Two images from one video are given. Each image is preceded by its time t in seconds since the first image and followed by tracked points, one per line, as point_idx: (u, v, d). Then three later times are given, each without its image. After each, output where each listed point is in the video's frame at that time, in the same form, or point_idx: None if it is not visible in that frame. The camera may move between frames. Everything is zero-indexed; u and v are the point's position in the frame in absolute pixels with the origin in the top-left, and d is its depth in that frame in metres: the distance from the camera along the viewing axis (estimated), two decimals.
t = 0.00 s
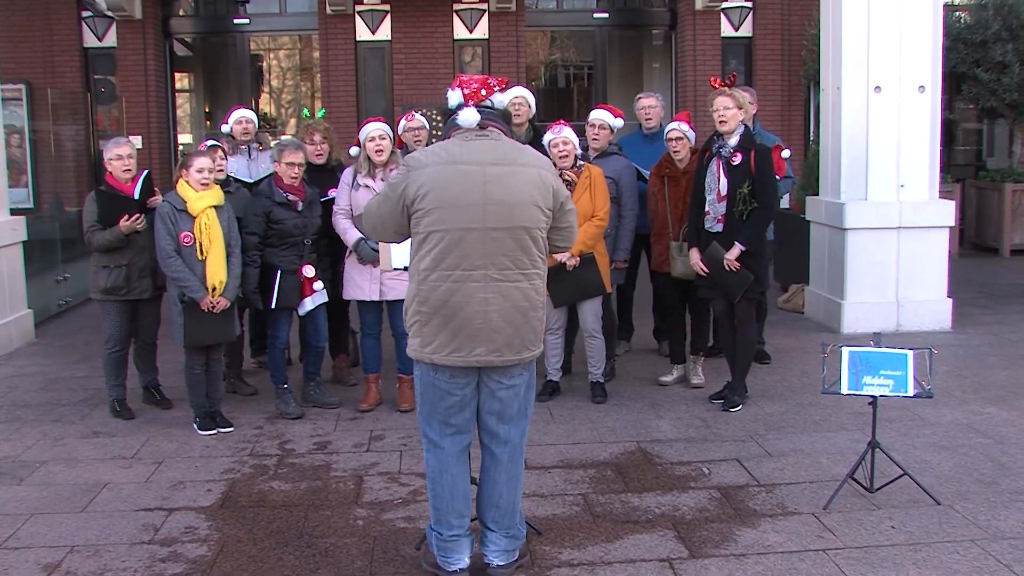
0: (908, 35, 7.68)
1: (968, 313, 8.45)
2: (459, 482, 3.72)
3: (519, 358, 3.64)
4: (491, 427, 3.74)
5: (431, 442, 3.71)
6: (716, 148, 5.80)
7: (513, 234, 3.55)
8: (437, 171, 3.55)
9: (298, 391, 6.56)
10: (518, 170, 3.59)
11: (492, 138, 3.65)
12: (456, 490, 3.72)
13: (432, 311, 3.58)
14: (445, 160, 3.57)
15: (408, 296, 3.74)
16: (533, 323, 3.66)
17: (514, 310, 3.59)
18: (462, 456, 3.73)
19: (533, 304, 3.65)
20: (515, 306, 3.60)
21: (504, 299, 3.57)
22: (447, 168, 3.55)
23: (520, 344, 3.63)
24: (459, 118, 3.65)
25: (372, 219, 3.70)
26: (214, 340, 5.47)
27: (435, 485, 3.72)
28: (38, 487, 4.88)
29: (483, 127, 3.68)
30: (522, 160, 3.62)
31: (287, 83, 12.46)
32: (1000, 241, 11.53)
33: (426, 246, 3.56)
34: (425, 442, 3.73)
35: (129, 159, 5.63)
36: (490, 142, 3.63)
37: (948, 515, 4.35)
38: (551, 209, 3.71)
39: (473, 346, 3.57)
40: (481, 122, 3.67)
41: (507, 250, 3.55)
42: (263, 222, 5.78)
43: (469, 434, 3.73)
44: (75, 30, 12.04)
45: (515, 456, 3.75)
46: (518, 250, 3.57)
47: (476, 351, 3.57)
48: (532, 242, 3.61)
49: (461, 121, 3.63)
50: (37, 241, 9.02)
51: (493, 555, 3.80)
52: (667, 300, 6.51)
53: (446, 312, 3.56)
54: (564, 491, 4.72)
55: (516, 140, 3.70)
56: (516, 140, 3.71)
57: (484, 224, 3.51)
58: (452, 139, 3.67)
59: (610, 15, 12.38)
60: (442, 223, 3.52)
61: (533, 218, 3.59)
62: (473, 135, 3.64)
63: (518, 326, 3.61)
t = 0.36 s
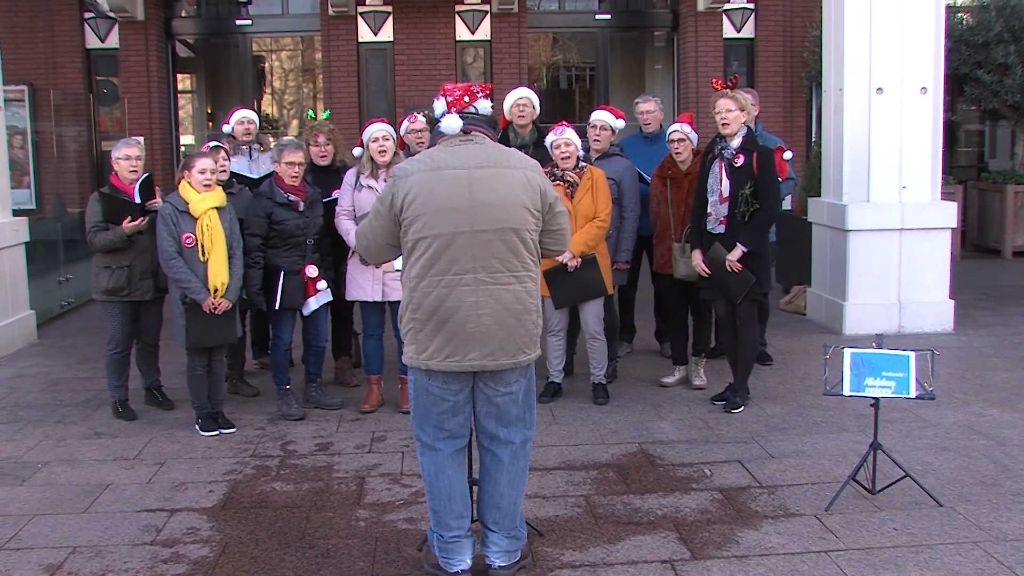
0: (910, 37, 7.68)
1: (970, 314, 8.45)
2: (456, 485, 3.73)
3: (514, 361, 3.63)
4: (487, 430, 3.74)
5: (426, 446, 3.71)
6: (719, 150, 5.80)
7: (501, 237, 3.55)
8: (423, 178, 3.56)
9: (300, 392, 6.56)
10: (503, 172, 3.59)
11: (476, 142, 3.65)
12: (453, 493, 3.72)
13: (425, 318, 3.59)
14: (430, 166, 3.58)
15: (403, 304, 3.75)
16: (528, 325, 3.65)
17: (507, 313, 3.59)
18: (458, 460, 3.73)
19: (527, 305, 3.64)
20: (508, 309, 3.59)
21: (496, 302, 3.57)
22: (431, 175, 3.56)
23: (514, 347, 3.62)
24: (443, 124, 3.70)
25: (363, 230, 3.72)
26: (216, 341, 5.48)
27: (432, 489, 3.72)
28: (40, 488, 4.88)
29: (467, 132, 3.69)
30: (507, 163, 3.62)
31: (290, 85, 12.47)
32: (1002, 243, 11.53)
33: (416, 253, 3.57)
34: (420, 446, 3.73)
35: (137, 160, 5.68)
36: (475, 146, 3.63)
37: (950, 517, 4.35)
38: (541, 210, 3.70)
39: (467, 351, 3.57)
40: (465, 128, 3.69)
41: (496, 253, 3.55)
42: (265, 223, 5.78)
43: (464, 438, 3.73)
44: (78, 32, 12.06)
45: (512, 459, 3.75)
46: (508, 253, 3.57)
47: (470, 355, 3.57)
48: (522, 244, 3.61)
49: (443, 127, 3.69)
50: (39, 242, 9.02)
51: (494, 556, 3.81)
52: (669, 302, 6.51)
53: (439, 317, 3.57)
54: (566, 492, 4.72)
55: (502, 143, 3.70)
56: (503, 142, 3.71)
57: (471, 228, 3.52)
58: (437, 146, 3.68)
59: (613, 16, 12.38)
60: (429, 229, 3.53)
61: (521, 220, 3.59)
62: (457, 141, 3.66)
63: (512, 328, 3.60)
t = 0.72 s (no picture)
0: (911, 35, 7.67)
1: (970, 313, 8.45)
2: (457, 479, 3.72)
3: (506, 356, 3.63)
4: (486, 424, 3.73)
5: (427, 439, 3.71)
6: (719, 147, 5.79)
7: (493, 232, 3.54)
8: (415, 172, 3.56)
9: (300, 388, 6.56)
10: (496, 167, 3.58)
11: (470, 136, 3.65)
12: (454, 487, 3.72)
13: (417, 312, 3.59)
14: (423, 160, 3.57)
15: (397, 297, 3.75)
16: (520, 320, 3.64)
17: (498, 308, 3.59)
18: (459, 454, 3.73)
19: (519, 300, 3.64)
20: (500, 304, 3.59)
21: (487, 297, 3.57)
22: (424, 168, 3.55)
23: (506, 341, 3.61)
24: (436, 118, 3.66)
25: (354, 221, 3.72)
26: (216, 337, 5.47)
27: (433, 482, 3.72)
28: (40, 483, 4.88)
29: (461, 125, 3.70)
30: (501, 157, 3.61)
31: (290, 81, 12.46)
32: (1002, 241, 11.53)
33: (408, 247, 3.58)
34: (421, 439, 3.73)
35: (136, 156, 5.67)
36: (468, 140, 3.62)
37: (949, 515, 4.35)
38: (534, 205, 3.69)
39: (458, 346, 3.57)
40: (458, 121, 3.68)
41: (488, 248, 3.54)
42: (265, 219, 5.78)
43: (464, 432, 3.73)
44: (78, 27, 12.05)
45: (512, 453, 3.75)
46: (500, 248, 3.56)
47: (461, 350, 3.57)
48: (514, 239, 3.60)
49: (438, 120, 3.64)
50: (39, 237, 9.02)
51: (493, 552, 3.80)
52: (668, 299, 6.51)
53: (430, 312, 3.57)
54: (565, 489, 4.72)
55: (497, 136, 3.69)
56: (497, 136, 3.70)
57: (462, 223, 3.51)
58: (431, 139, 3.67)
59: (613, 13, 12.37)
60: (421, 223, 3.53)
61: (513, 215, 3.58)
62: (451, 134, 3.65)
63: (503, 323, 3.60)
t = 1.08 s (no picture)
0: (909, 35, 7.68)
1: (967, 313, 8.46)
2: (452, 481, 3.72)
3: (499, 358, 3.62)
4: (480, 426, 3.73)
5: (420, 442, 3.71)
6: (717, 147, 5.79)
7: (491, 233, 3.54)
8: (417, 170, 3.56)
9: (297, 388, 6.56)
10: (498, 169, 3.58)
11: (474, 138, 3.66)
12: (449, 489, 3.71)
13: (412, 310, 3.59)
14: (426, 159, 3.58)
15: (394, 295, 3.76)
16: (514, 324, 3.64)
17: (493, 310, 3.58)
18: (453, 456, 3.73)
19: (514, 304, 3.64)
20: (495, 306, 3.59)
21: (483, 299, 3.57)
22: (426, 167, 3.56)
23: (499, 344, 3.61)
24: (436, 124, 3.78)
25: (354, 218, 3.73)
26: (214, 336, 5.47)
27: (428, 485, 3.72)
28: (38, 482, 4.88)
29: (466, 128, 3.71)
30: (503, 161, 3.61)
31: (287, 80, 12.45)
32: (999, 241, 11.54)
33: (407, 245, 3.58)
34: (415, 443, 3.73)
35: (130, 157, 5.66)
36: (472, 142, 3.63)
37: (946, 515, 4.35)
38: (534, 210, 3.69)
39: (451, 346, 3.56)
40: (461, 124, 3.72)
41: (485, 249, 3.54)
42: (262, 218, 5.77)
43: (458, 435, 3.73)
44: (76, 27, 12.04)
45: (508, 454, 3.74)
46: (497, 249, 3.56)
47: (454, 350, 3.57)
48: (512, 241, 3.60)
49: (437, 127, 3.76)
50: (36, 236, 9.02)
51: (490, 552, 3.80)
52: (665, 299, 6.50)
53: (425, 310, 3.57)
54: (563, 489, 4.73)
55: (500, 140, 3.70)
56: (500, 140, 3.71)
57: (461, 223, 3.51)
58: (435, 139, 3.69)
59: (611, 13, 12.37)
60: (420, 221, 3.53)
61: (512, 218, 3.58)
62: (454, 136, 3.66)
63: (498, 326, 3.60)
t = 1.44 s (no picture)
0: (911, 36, 7.67)
1: (969, 313, 8.45)
2: (459, 479, 3.73)
3: (508, 356, 3.62)
4: (488, 424, 3.73)
5: (429, 439, 3.71)
6: (720, 147, 5.77)
7: (504, 231, 3.55)
8: (430, 167, 3.56)
9: (300, 388, 6.56)
10: (511, 168, 3.59)
11: (487, 135, 3.66)
12: (456, 487, 3.72)
13: (423, 307, 3.59)
14: (439, 156, 3.58)
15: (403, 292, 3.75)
16: (524, 322, 3.64)
17: (503, 308, 3.59)
18: (461, 454, 3.73)
19: (524, 302, 3.64)
20: (505, 304, 3.59)
21: (494, 297, 3.57)
22: (439, 164, 3.56)
23: (509, 342, 3.61)
24: (449, 125, 3.62)
25: (364, 213, 3.71)
26: (217, 337, 5.48)
27: (436, 482, 3.72)
28: (41, 482, 4.89)
29: (478, 125, 3.70)
30: (515, 159, 3.62)
31: (290, 80, 12.47)
32: (1002, 242, 11.53)
33: (419, 241, 3.57)
34: (423, 440, 3.73)
35: (132, 158, 5.66)
36: (485, 140, 3.63)
37: (949, 516, 4.35)
38: (545, 209, 3.70)
39: (462, 343, 3.56)
40: (476, 122, 3.69)
41: (497, 247, 3.55)
42: (265, 219, 5.78)
43: (467, 432, 3.73)
44: (79, 27, 12.05)
45: (514, 454, 3.75)
46: (509, 248, 3.57)
47: (465, 347, 3.57)
48: (523, 239, 3.60)
49: (451, 128, 3.60)
50: (39, 236, 9.03)
51: (494, 553, 3.80)
52: (668, 299, 6.50)
53: (436, 307, 3.57)
54: (566, 489, 4.73)
55: (512, 138, 3.70)
56: (512, 138, 3.72)
57: (475, 220, 3.51)
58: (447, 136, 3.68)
59: (614, 13, 12.36)
60: (433, 218, 3.53)
61: (524, 217, 3.58)
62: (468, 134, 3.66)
63: (508, 324, 3.60)
